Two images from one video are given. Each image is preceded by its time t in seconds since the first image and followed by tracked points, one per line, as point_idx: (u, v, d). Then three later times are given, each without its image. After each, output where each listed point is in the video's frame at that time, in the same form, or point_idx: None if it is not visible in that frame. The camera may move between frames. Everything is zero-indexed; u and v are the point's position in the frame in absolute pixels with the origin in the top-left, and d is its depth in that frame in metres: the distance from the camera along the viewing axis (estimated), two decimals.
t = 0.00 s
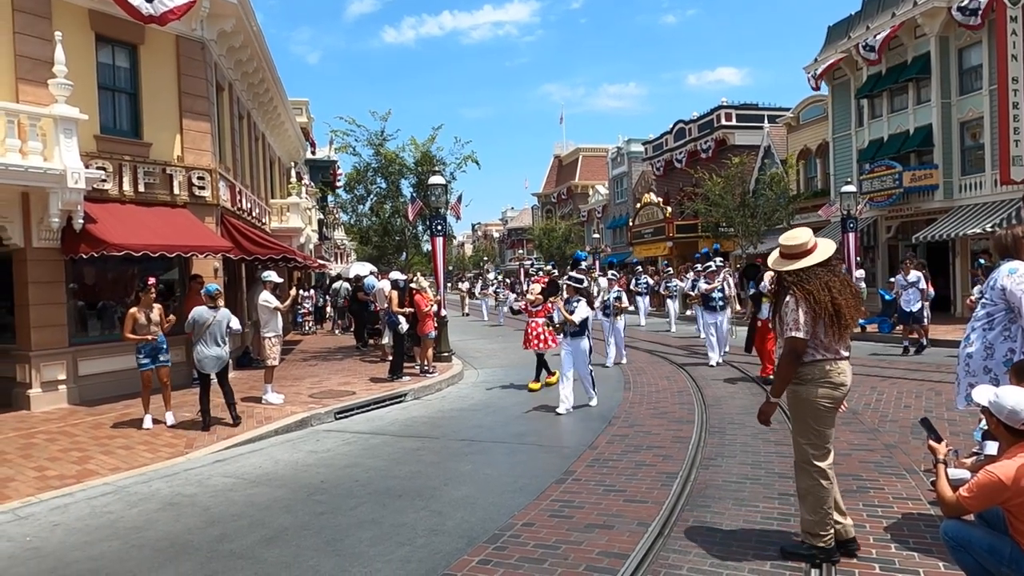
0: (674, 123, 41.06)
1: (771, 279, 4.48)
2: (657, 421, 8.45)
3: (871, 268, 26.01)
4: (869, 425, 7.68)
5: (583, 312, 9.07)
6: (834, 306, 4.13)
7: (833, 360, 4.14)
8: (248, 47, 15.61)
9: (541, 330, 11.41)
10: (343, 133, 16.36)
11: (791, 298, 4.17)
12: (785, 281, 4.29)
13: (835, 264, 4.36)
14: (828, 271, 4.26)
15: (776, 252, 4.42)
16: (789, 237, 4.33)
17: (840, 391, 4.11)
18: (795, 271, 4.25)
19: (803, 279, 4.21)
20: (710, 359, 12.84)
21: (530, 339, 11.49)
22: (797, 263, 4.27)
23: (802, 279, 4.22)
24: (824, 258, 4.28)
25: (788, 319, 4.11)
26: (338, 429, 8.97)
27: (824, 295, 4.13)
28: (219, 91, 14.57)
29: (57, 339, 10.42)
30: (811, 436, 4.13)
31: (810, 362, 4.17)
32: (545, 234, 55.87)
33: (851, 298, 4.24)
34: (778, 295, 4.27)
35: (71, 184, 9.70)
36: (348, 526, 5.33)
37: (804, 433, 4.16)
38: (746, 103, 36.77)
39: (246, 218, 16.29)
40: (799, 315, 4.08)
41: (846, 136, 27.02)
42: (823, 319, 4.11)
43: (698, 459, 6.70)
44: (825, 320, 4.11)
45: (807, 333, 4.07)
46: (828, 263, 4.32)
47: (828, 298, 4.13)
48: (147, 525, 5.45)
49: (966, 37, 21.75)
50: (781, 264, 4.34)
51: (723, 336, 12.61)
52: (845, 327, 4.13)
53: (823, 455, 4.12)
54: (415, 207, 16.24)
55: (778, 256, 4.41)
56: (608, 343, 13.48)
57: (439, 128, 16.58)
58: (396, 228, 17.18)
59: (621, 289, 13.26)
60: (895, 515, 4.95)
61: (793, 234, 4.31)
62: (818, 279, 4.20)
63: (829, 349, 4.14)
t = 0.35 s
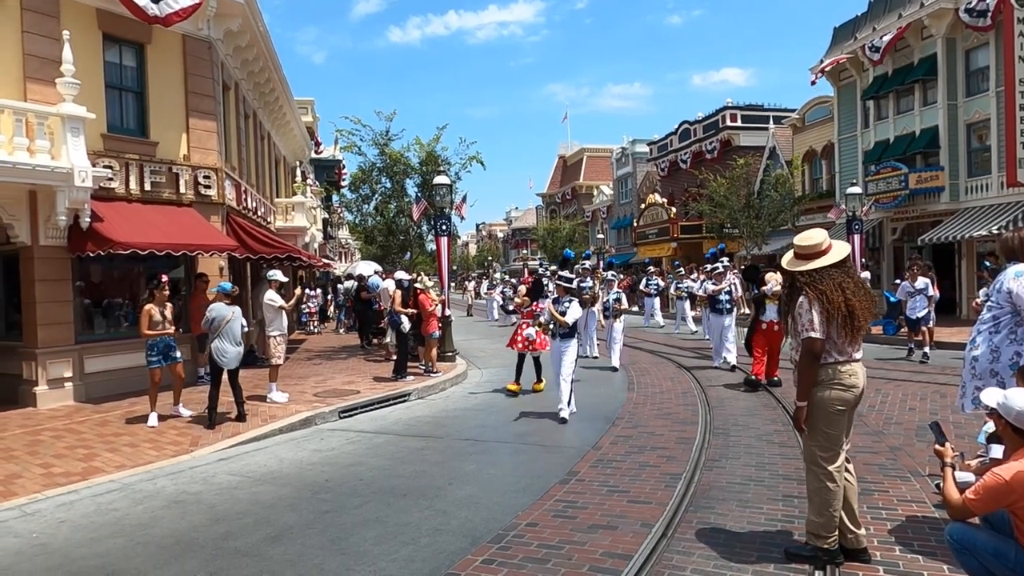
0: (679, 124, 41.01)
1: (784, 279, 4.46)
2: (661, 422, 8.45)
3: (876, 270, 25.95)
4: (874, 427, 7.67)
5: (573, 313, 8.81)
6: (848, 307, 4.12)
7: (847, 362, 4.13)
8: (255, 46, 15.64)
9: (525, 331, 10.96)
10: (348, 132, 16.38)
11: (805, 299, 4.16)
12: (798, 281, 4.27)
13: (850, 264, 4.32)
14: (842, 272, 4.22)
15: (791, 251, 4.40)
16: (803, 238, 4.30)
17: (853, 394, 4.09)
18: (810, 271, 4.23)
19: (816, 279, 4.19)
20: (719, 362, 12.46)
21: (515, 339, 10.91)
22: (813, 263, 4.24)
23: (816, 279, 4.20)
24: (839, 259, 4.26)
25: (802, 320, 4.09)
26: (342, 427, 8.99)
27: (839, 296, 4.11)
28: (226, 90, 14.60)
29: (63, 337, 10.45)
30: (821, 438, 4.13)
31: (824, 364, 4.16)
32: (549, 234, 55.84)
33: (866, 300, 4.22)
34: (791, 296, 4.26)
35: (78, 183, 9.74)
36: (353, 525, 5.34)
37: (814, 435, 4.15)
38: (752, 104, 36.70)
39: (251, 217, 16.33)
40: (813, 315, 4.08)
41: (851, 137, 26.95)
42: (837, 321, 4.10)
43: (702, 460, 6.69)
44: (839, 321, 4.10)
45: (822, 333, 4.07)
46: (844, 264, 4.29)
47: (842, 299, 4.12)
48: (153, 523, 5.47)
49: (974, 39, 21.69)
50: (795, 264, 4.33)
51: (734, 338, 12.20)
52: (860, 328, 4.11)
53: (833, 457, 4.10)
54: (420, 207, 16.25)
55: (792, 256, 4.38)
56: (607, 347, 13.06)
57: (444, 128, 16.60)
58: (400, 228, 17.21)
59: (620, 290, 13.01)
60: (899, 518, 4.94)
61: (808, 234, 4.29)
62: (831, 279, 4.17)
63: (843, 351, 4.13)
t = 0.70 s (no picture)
0: (682, 124, 40.97)
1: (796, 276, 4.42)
2: (662, 423, 8.43)
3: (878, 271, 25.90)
4: (876, 429, 7.66)
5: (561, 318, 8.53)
6: (864, 306, 4.12)
7: (861, 362, 4.09)
8: (258, 45, 15.66)
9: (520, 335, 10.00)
10: (351, 131, 16.38)
11: (822, 297, 4.11)
12: (813, 281, 4.22)
13: (863, 266, 4.28)
14: (858, 272, 4.21)
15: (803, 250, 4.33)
16: (816, 238, 4.24)
17: (866, 395, 4.06)
18: (827, 271, 4.17)
19: (834, 278, 4.15)
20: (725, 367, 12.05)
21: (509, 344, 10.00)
22: (830, 263, 4.18)
23: (834, 278, 4.16)
24: (853, 261, 4.19)
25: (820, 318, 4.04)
26: (343, 427, 8.99)
27: (856, 295, 4.11)
28: (228, 90, 14.62)
29: (65, 336, 10.46)
30: (829, 438, 4.09)
31: (838, 363, 4.11)
32: (551, 234, 55.84)
33: (879, 300, 4.23)
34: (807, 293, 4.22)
35: (81, 182, 9.74)
36: (354, 524, 5.34)
37: (822, 435, 4.11)
38: (755, 105, 36.65)
39: (254, 216, 16.34)
40: (831, 314, 4.03)
41: (854, 138, 26.92)
42: (853, 319, 4.09)
43: (704, 461, 6.68)
44: (856, 319, 4.09)
45: (839, 332, 4.02)
46: (858, 265, 4.24)
47: (859, 298, 4.11)
48: (153, 521, 5.48)
49: (977, 39, 21.65)
50: (809, 264, 4.26)
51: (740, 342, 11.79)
52: (873, 328, 4.12)
53: (841, 458, 4.07)
54: (422, 206, 16.24)
55: (804, 256, 4.32)
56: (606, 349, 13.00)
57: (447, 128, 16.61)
58: (402, 227, 17.20)
59: (620, 290, 12.87)
60: (901, 519, 4.93)
61: (821, 235, 4.23)
62: (849, 278, 4.15)
63: (858, 351, 4.10)
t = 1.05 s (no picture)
0: (684, 123, 40.92)
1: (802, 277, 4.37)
2: (664, 422, 8.42)
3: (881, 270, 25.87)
4: (880, 428, 7.64)
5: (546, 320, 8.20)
6: (876, 306, 4.11)
7: (870, 362, 4.09)
8: (259, 43, 15.64)
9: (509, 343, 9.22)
10: (352, 130, 16.36)
11: (834, 297, 4.07)
12: (823, 281, 4.19)
13: (870, 266, 4.28)
14: (867, 272, 4.21)
15: (811, 249, 4.30)
16: (824, 237, 4.21)
17: (876, 395, 4.05)
18: (837, 271, 4.15)
19: (846, 278, 4.13)
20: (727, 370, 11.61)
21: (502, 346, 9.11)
22: (840, 263, 4.15)
23: (845, 278, 4.14)
24: (862, 260, 4.17)
25: (835, 318, 4.00)
26: (345, 425, 8.97)
27: (869, 294, 4.11)
28: (230, 88, 14.62)
29: (66, 334, 10.46)
30: (842, 441, 4.02)
31: (850, 364, 4.08)
32: (553, 233, 55.80)
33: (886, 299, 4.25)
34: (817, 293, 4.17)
35: (82, 180, 9.73)
36: (356, 523, 5.33)
37: (834, 438, 4.04)
38: (757, 103, 36.60)
39: (256, 215, 16.34)
40: (846, 314, 3.99)
41: (857, 137, 26.88)
42: (865, 319, 4.09)
43: (706, 460, 6.66)
44: (867, 319, 4.08)
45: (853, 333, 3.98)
46: (865, 265, 4.23)
47: (870, 299, 4.10)
48: (154, 520, 5.47)
49: (981, 38, 21.59)
50: (817, 264, 4.23)
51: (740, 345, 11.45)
52: (883, 328, 4.14)
53: (852, 459, 4.01)
54: (424, 205, 16.23)
55: (811, 256, 4.29)
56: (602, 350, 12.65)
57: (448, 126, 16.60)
58: (404, 226, 17.19)
59: (614, 290, 12.45)
60: (905, 519, 4.91)
61: (830, 234, 4.20)
62: (860, 279, 4.14)
63: (868, 350, 4.10)
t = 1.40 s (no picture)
0: (687, 121, 40.84)
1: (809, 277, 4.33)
2: (668, 420, 8.40)
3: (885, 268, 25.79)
4: (885, 426, 7.62)
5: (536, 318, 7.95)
6: (885, 306, 4.09)
7: (880, 362, 4.07)
8: (262, 41, 15.63)
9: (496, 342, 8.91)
10: (356, 127, 16.37)
11: (845, 297, 4.04)
12: (832, 280, 4.16)
13: (877, 264, 4.25)
14: (875, 269, 4.18)
15: (816, 246, 4.27)
16: (830, 234, 4.19)
17: (888, 395, 4.03)
18: (846, 269, 4.11)
19: (856, 276, 4.10)
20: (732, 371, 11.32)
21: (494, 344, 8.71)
22: (847, 260, 4.12)
23: (854, 277, 4.11)
24: (869, 258, 4.13)
25: (846, 319, 3.96)
26: (349, 423, 8.97)
27: (879, 293, 4.08)
28: (234, 85, 14.63)
29: (70, 331, 10.46)
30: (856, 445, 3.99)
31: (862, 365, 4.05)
32: (556, 232, 55.76)
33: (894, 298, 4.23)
34: (827, 294, 4.13)
35: (86, 177, 9.73)
36: (360, 520, 5.33)
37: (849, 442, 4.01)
38: (761, 101, 36.51)
39: (259, 212, 16.35)
40: (858, 315, 3.95)
41: (862, 134, 26.81)
42: (876, 318, 4.06)
43: (711, 458, 6.66)
44: (879, 320, 4.06)
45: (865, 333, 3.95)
46: (872, 262, 4.21)
47: (880, 298, 4.07)
48: (158, 517, 5.47)
49: (987, 34, 21.48)
50: (825, 262, 4.19)
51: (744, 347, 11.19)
52: (891, 327, 4.12)
53: (867, 462, 3.98)
54: (427, 202, 16.21)
55: (818, 254, 4.26)
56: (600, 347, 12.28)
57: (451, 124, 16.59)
58: (407, 223, 17.20)
59: (613, 289, 12.28)
60: (912, 518, 4.89)
61: (835, 231, 4.18)
62: (869, 277, 4.11)
63: (878, 350, 4.08)
